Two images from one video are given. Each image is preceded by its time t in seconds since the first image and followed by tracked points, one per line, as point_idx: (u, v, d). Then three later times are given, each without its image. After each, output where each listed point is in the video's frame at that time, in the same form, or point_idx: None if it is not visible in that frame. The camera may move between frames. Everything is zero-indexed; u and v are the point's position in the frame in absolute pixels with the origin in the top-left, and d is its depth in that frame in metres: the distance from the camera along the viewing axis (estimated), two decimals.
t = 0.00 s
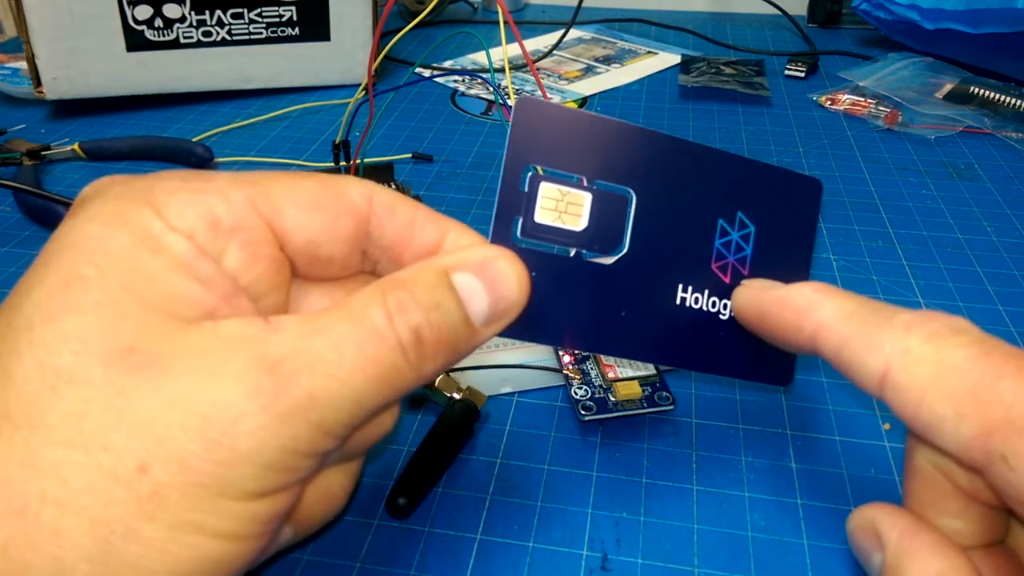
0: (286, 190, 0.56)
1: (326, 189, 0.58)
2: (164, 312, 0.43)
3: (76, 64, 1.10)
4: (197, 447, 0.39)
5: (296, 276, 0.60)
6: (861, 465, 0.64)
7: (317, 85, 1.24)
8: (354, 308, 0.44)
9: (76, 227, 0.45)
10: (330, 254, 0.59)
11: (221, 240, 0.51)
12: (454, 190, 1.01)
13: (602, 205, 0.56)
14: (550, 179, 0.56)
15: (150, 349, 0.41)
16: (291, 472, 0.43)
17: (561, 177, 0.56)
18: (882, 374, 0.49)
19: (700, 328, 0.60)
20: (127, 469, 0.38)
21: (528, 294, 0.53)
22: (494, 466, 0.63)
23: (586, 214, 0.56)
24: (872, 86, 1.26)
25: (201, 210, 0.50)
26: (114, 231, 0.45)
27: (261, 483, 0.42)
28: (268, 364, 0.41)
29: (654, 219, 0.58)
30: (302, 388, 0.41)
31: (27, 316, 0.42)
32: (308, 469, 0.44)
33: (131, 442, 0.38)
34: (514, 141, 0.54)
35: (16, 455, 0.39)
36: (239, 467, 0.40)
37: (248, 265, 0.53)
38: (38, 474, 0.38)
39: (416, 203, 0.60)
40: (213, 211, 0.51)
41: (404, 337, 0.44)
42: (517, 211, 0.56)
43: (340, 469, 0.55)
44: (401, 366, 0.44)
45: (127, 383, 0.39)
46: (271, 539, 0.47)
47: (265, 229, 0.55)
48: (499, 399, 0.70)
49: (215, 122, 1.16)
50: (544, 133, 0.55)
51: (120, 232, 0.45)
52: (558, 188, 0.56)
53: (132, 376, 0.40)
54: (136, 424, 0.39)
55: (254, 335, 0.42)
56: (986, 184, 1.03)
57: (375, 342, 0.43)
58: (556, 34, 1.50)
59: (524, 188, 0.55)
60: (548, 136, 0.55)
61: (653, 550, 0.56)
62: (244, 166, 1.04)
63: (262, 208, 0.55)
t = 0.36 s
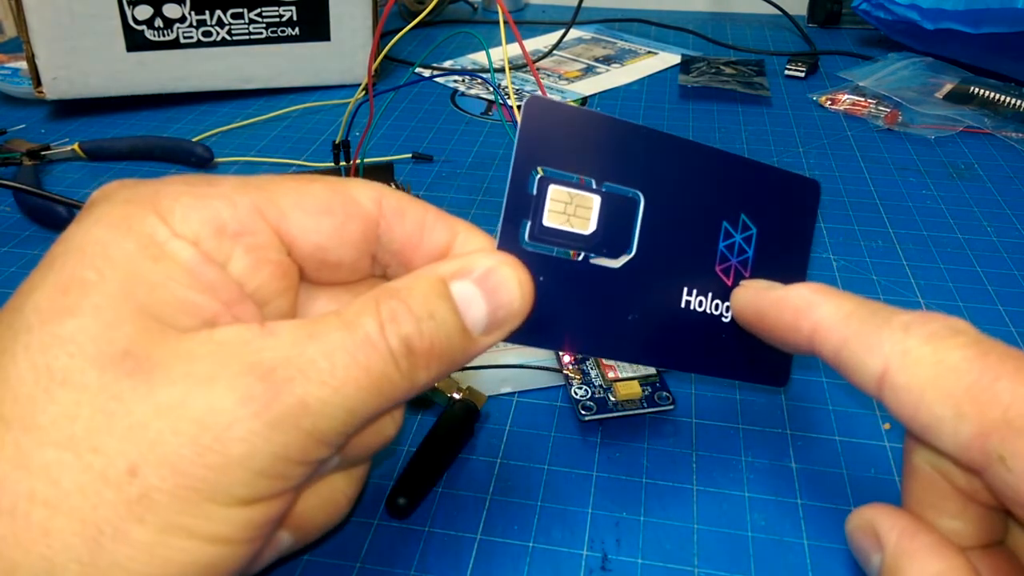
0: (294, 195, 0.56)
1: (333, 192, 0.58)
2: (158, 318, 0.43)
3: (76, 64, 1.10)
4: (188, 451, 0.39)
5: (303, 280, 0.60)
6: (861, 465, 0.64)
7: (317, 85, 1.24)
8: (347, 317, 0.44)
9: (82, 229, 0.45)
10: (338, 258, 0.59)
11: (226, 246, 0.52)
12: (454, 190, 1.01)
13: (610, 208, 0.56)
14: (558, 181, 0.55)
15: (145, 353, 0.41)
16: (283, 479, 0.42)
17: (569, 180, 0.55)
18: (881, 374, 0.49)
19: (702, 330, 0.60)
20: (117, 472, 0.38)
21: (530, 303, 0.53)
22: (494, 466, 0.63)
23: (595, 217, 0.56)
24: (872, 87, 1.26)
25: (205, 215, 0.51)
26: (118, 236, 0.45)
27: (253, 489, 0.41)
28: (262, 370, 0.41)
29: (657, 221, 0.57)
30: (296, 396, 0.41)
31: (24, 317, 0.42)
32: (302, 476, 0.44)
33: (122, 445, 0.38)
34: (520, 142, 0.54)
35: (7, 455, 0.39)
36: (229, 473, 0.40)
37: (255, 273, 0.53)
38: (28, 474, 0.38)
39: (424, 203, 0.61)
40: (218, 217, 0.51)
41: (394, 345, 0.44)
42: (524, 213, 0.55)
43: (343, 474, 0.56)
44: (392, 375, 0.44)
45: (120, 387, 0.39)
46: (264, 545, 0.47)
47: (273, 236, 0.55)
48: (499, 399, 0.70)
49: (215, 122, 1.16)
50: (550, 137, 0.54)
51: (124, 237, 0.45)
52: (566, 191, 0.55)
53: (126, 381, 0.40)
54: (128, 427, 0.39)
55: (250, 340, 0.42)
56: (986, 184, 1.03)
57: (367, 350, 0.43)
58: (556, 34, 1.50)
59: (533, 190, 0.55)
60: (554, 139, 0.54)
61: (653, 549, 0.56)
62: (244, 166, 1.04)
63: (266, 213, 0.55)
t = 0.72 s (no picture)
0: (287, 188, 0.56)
1: (323, 186, 0.58)
2: (165, 307, 0.43)
3: (76, 64, 1.10)
4: (200, 436, 0.39)
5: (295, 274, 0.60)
6: (861, 465, 0.64)
7: (317, 85, 1.24)
8: (349, 301, 0.44)
9: (78, 224, 0.46)
10: (330, 249, 0.59)
11: (223, 235, 0.52)
12: (454, 190, 1.01)
13: (590, 201, 0.57)
14: (537, 177, 0.57)
15: (150, 340, 0.41)
16: (294, 460, 0.42)
17: (549, 176, 0.57)
18: (884, 370, 0.49)
19: (692, 325, 0.60)
20: (131, 458, 0.38)
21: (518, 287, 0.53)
22: (494, 466, 0.63)
23: (574, 210, 0.57)
24: (872, 87, 1.26)
25: (201, 205, 0.50)
26: (115, 226, 0.45)
27: (264, 471, 0.41)
28: (268, 355, 0.41)
29: (641, 216, 0.58)
30: (302, 380, 0.41)
31: (31, 308, 0.42)
32: (311, 456, 0.43)
33: (136, 431, 0.38)
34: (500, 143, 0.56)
35: (20, 446, 0.38)
36: (242, 455, 0.40)
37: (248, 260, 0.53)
38: (44, 463, 0.38)
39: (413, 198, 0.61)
40: (215, 206, 0.51)
41: (402, 326, 0.45)
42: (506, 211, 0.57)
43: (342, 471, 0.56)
44: (392, 374, 0.44)
45: (130, 375, 0.40)
46: (274, 532, 0.47)
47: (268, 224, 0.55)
48: (499, 399, 0.70)
49: (215, 122, 1.16)
50: (526, 135, 0.56)
51: (121, 228, 0.45)
52: (545, 187, 0.57)
53: (135, 368, 0.40)
54: (140, 413, 0.39)
55: (254, 329, 0.42)
56: (986, 184, 1.03)
57: (373, 332, 0.43)
58: (556, 34, 1.50)
59: (512, 188, 0.57)
60: (530, 137, 0.56)
61: (653, 550, 0.56)
62: (244, 166, 1.04)
63: (263, 205, 0.55)
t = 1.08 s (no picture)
0: (300, 202, 0.55)
1: (334, 201, 0.57)
2: (197, 316, 0.43)
3: (76, 64, 1.10)
4: (236, 444, 0.40)
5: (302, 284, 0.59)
6: (861, 465, 0.64)
7: (317, 85, 1.24)
8: (372, 318, 0.45)
9: (102, 230, 0.45)
10: (336, 263, 0.58)
11: (242, 247, 0.50)
12: (454, 190, 1.01)
13: (588, 228, 0.59)
14: (536, 202, 0.59)
15: (193, 354, 0.41)
16: (318, 468, 0.43)
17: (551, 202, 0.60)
18: (888, 373, 0.48)
19: (681, 348, 0.61)
20: (173, 467, 0.39)
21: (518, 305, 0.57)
22: (494, 466, 0.63)
23: (572, 236, 0.59)
24: (871, 87, 1.26)
25: (223, 215, 0.50)
26: (141, 234, 0.45)
27: (297, 479, 0.42)
28: (300, 368, 0.41)
29: (633, 242, 0.60)
30: (332, 394, 0.42)
31: (59, 315, 0.42)
32: (330, 468, 0.44)
33: (178, 441, 0.39)
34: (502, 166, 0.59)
35: (60, 456, 0.39)
36: (276, 466, 0.41)
37: (263, 270, 0.52)
38: (86, 473, 0.38)
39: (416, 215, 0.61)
40: (236, 217, 0.50)
41: (424, 341, 0.46)
42: (505, 231, 0.60)
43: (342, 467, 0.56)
44: (396, 371, 0.44)
45: (167, 384, 0.40)
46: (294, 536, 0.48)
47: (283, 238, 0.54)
48: (499, 399, 0.70)
49: (215, 122, 1.16)
50: (525, 163, 0.59)
51: (146, 236, 0.45)
52: (544, 211, 0.59)
53: (171, 378, 0.40)
54: (180, 424, 0.39)
55: (280, 341, 0.43)
56: (986, 185, 1.03)
57: (398, 349, 0.44)
58: (556, 34, 1.50)
59: (512, 211, 0.60)
60: (529, 164, 0.59)
61: (653, 550, 0.56)
62: (243, 165, 1.04)
63: (278, 217, 0.54)
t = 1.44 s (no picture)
0: (263, 182, 0.55)
1: (301, 181, 0.57)
2: (166, 298, 0.43)
3: (76, 64, 1.10)
4: (216, 418, 0.40)
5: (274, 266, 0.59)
6: (861, 465, 0.64)
7: (317, 85, 1.24)
8: (345, 288, 0.45)
9: (69, 225, 0.45)
10: (306, 243, 0.58)
11: (210, 233, 0.50)
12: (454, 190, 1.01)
13: (560, 189, 0.58)
14: (507, 168, 0.58)
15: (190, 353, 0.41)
16: (301, 439, 0.44)
17: (521, 166, 0.58)
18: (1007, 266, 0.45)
19: (661, 303, 0.61)
20: (150, 445, 0.39)
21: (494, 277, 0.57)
22: (494, 467, 0.63)
23: (545, 199, 0.58)
24: (871, 87, 1.26)
25: (188, 204, 0.49)
26: (107, 226, 0.45)
27: (278, 451, 0.43)
28: (274, 340, 0.42)
29: (607, 201, 0.59)
30: (309, 363, 0.42)
31: (31, 308, 0.42)
32: (315, 436, 0.45)
33: (153, 419, 0.39)
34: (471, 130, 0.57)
35: (38, 441, 0.39)
36: (256, 438, 0.41)
37: (236, 252, 0.52)
38: (63, 455, 0.39)
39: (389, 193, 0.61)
40: (201, 206, 0.50)
41: (398, 309, 0.46)
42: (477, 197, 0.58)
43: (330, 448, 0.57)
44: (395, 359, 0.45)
45: (141, 365, 0.40)
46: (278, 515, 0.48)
47: (249, 222, 0.54)
48: (499, 399, 0.70)
49: (215, 122, 1.16)
50: (491, 125, 0.57)
51: (119, 231, 0.45)
52: (516, 176, 0.58)
53: (145, 359, 0.40)
54: (155, 402, 0.40)
55: (254, 317, 0.43)
56: (986, 184, 1.03)
57: (371, 318, 0.44)
58: (556, 34, 1.50)
59: (483, 176, 0.58)
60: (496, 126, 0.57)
61: (653, 549, 0.56)
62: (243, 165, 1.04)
63: (242, 200, 0.54)
